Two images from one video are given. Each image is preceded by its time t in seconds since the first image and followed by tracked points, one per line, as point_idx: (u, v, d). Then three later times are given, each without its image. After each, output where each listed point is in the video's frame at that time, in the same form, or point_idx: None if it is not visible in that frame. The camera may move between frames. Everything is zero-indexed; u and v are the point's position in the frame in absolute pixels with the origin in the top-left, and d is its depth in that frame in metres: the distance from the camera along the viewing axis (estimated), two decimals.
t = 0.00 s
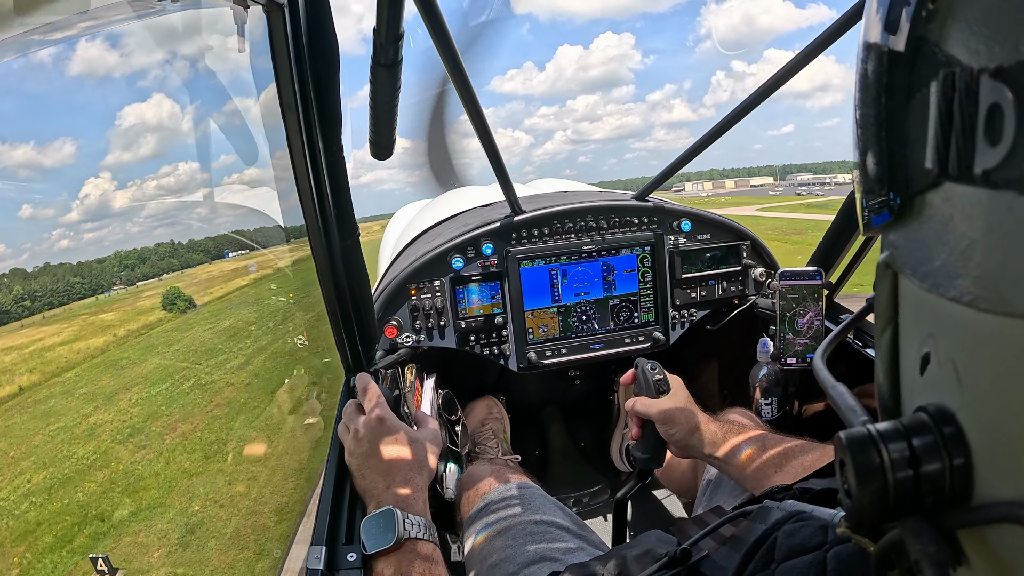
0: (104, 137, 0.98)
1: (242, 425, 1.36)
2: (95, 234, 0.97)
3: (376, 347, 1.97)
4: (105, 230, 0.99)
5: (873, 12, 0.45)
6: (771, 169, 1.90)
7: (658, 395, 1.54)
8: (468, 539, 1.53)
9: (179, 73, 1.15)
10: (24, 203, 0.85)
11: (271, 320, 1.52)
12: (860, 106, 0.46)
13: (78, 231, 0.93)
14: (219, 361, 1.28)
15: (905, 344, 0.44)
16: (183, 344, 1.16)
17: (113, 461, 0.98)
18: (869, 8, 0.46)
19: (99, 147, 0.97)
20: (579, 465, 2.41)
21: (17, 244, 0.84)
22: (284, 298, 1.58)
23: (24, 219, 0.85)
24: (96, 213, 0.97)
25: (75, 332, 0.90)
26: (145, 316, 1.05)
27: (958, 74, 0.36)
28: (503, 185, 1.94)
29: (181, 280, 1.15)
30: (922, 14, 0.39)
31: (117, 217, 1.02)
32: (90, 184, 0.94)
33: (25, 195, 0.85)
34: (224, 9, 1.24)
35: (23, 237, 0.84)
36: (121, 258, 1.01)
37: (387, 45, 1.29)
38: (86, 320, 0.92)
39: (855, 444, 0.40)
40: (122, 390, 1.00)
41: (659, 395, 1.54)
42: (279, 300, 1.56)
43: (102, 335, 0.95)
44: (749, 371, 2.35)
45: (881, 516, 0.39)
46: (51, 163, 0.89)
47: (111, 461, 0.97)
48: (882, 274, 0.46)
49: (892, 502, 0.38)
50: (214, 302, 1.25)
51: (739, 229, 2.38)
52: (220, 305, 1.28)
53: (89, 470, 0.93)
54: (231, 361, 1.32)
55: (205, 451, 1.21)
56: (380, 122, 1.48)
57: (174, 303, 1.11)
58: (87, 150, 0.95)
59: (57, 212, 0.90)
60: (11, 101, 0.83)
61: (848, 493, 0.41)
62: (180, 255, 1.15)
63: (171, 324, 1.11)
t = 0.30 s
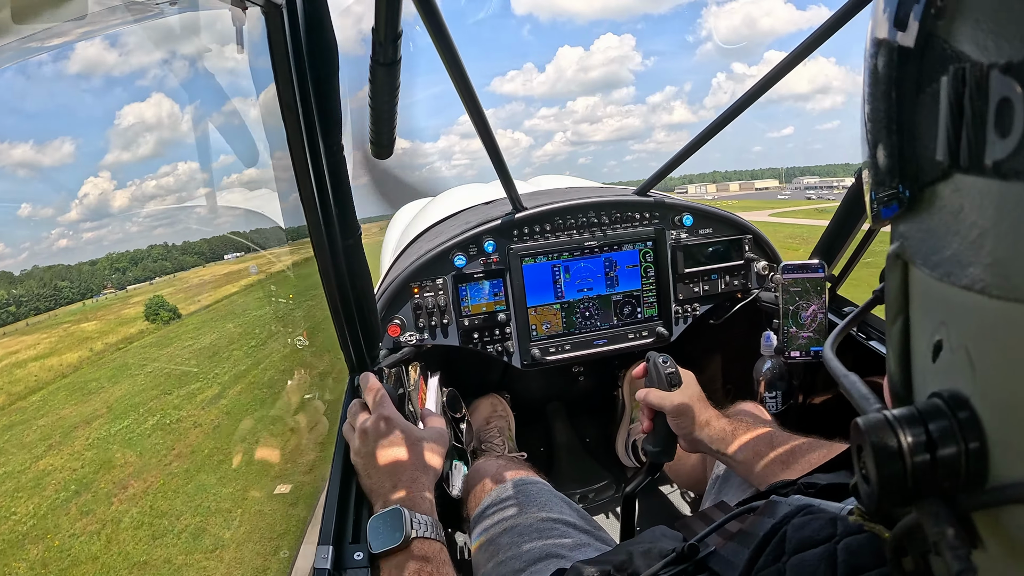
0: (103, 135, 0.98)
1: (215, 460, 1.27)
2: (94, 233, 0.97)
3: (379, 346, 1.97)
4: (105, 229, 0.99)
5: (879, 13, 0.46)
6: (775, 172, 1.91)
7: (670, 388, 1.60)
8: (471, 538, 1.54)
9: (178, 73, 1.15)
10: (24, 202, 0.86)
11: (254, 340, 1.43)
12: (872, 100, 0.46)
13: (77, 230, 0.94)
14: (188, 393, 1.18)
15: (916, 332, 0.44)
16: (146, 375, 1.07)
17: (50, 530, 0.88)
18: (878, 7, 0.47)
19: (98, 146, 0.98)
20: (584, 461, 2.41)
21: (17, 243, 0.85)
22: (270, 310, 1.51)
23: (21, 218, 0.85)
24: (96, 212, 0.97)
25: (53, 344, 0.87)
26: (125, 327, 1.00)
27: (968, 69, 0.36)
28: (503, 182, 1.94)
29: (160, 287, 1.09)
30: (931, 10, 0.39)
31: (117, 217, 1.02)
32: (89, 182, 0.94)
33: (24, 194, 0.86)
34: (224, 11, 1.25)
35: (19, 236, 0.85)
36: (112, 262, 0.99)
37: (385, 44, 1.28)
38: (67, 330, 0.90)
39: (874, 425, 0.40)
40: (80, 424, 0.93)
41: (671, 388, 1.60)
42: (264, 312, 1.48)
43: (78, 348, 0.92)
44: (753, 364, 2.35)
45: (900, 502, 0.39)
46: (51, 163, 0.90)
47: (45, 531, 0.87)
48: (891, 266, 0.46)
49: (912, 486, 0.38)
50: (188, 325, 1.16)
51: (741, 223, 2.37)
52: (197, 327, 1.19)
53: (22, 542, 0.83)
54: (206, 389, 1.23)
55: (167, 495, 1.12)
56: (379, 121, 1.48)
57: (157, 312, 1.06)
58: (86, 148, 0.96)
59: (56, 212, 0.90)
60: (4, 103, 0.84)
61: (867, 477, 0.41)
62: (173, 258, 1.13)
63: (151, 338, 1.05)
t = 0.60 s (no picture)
0: (101, 135, 0.99)
1: (193, 507, 1.13)
2: (94, 233, 0.97)
3: (383, 347, 1.96)
4: (105, 228, 0.99)
5: (903, 9, 0.46)
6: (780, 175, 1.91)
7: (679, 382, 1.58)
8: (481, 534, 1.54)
9: (175, 73, 1.15)
10: (22, 200, 0.85)
11: (235, 361, 1.34)
12: (898, 88, 0.46)
13: (76, 230, 0.93)
14: (154, 432, 1.07)
15: (947, 318, 0.44)
16: (106, 411, 0.97)
17: None
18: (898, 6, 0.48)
19: (96, 146, 0.98)
20: (591, 458, 2.41)
21: (15, 243, 0.85)
22: (252, 328, 1.43)
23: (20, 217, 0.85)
24: (95, 212, 0.97)
25: (25, 360, 0.82)
26: (104, 340, 0.95)
27: (1011, 54, 0.37)
28: (504, 181, 1.93)
29: (150, 294, 1.07)
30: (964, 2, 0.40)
31: (117, 216, 1.02)
32: (88, 182, 0.95)
33: (22, 193, 0.85)
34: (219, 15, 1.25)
35: (17, 235, 0.85)
36: (103, 265, 0.98)
37: (381, 46, 1.28)
38: (47, 341, 0.85)
39: (917, 408, 0.39)
40: (34, 468, 0.83)
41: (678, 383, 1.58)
42: (248, 326, 1.42)
43: (53, 364, 0.86)
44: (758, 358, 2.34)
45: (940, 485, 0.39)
46: (50, 162, 0.90)
47: None
48: (919, 251, 0.46)
49: (954, 469, 0.37)
50: (162, 343, 1.08)
51: (743, 216, 2.37)
52: (172, 346, 1.11)
53: None
54: (175, 425, 1.12)
55: (140, 551, 1.00)
56: (377, 123, 1.48)
57: (139, 322, 1.02)
58: (84, 148, 0.96)
59: (55, 211, 0.90)
60: None
61: (908, 461, 0.41)
62: (166, 261, 1.12)
63: (130, 354, 1.00)
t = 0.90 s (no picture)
0: (100, 134, 0.99)
1: (160, 556, 1.04)
2: (93, 233, 0.97)
3: (385, 352, 1.97)
4: (103, 229, 0.99)
5: None
6: (785, 177, 1.95)
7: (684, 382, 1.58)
8: (488, 533, 1.54)
9: (173, 74, 1.15)
10: (21, 201, 0.85)
11: (212, 386, 1.24)
12: (900, 62, 0.46)
13: (75, 230, 0.94)
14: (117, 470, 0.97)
15: (955, 293, 0.43)
16: (67, 450, 0.88)
17: None
18: None
19: (95, 146, 0.98)
20: (596, 459, 2.40)
21: (14, 242, 0.84)
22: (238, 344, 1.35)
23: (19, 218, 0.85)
24: (93, 212, 0.97)
25: None
26: (82, 356, 0.90)
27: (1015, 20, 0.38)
28: (503, 183, 1.93)
29: (139, 301, 1.03)
30: None
31: (116, 216, 1.02)
32: (87, 183, 0.95)
33: (23, 193, 0.85)
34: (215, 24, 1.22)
35: (17, 236, 0.85)
36: (94, 268, 0.96)
37: (377, 50, 1.29)
38: (24, 355, 0.81)
39: (937, 381, 0.38)
40: None
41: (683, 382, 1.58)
42: (230, 343, 1.32)
43: (20, 388, 0.80)
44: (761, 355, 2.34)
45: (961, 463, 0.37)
46: (48, 162, 0.90)
47: None
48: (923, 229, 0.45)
49: (977, 441, 0.36)
50: (140, 361, 1.02)
51: (742, 213, 2.38)
52: (149, 365, 1.05)
53: None
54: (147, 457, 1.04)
55: None
56: (376, 129, 1.49)
57: (118, 338, 0.96)
58: (83, 148, 0.96)
59: (54, 211, 0.90)
60: None
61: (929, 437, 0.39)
62: (158, 264, 1.11)
63: (107, 372, 0.94)
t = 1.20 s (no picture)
0: (99, 134, 0.99)
1: None
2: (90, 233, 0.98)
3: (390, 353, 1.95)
4: (102, 229, 1.00)
5: None
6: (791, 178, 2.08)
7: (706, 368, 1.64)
8: (496, 532, 1.53)
9: (171, 75, 1.16)
10: (18, 202, 0.86)
11: (190, 417, 1.23)
12: (913, 52, 0.46)
13: (75, 231, 0.95)
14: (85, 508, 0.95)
15: (977, 280, 0.43)
16: (22, 499, 0.84)
17: None
18: None
19: (94, 147, 0.98)
20: (603, 454, 2.41)
21: (14, 242, 0.85)
22: (223, 364, 1.35)
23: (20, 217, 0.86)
24: (92, 213, 0.98)
25: None
26: (57, 376, 0.88)
27: None
28: (503, 181, 1.93)
29: (129, 305, 1.05)
30: None
31: (116, 216, 1.03)
32: (85, 184, 0.95)
33: (22, 194, 0.86)
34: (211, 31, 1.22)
35: (19, 235, 0.86)
36: (87, 273, 0.96)
37: (374, 51, 1.29)
38: None
39: (970, 361, 0.37)
40: None
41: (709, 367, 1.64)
42: (212, 368, 1.32)
43: None
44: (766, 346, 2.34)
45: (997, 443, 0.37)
46: (48, 162, 0.91)
47: None
48: (942, 217, 0.46)
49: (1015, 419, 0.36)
50: (116, 383, 1.01)
51: (743, 205, 2.36)
52: (123, 393, 1.03)
53: None
54: (115, 500, 1.01)
55: None
56: (375, 130, 1.49)
57: (97, 355, 0.95)
58: (82, 149, 0.96)
59: (53, 212, 0.91)
60: None
61: (963, 421, 0.38)
62: (151, 268, 1.11)
63: (81, 396, 0.93)
